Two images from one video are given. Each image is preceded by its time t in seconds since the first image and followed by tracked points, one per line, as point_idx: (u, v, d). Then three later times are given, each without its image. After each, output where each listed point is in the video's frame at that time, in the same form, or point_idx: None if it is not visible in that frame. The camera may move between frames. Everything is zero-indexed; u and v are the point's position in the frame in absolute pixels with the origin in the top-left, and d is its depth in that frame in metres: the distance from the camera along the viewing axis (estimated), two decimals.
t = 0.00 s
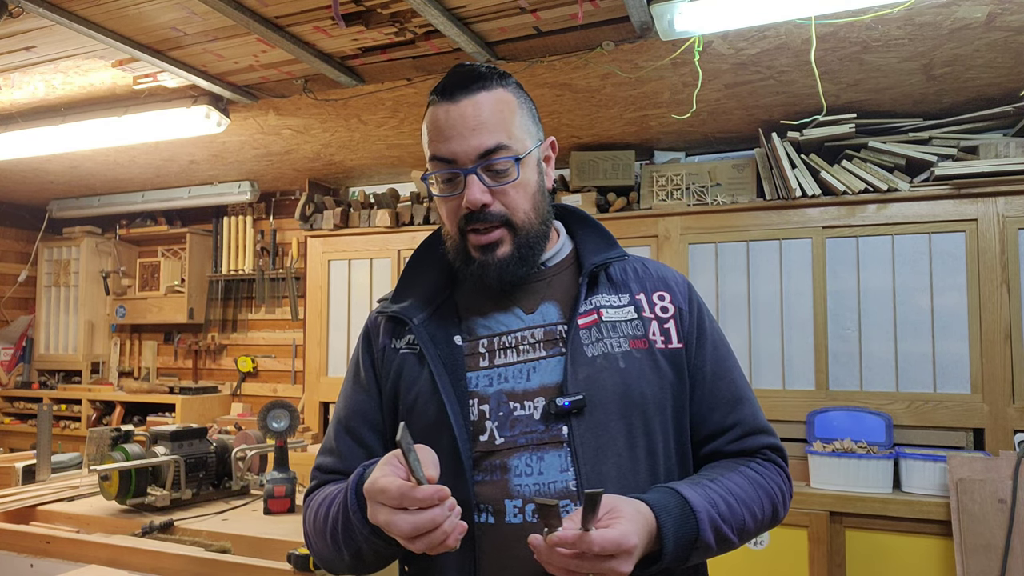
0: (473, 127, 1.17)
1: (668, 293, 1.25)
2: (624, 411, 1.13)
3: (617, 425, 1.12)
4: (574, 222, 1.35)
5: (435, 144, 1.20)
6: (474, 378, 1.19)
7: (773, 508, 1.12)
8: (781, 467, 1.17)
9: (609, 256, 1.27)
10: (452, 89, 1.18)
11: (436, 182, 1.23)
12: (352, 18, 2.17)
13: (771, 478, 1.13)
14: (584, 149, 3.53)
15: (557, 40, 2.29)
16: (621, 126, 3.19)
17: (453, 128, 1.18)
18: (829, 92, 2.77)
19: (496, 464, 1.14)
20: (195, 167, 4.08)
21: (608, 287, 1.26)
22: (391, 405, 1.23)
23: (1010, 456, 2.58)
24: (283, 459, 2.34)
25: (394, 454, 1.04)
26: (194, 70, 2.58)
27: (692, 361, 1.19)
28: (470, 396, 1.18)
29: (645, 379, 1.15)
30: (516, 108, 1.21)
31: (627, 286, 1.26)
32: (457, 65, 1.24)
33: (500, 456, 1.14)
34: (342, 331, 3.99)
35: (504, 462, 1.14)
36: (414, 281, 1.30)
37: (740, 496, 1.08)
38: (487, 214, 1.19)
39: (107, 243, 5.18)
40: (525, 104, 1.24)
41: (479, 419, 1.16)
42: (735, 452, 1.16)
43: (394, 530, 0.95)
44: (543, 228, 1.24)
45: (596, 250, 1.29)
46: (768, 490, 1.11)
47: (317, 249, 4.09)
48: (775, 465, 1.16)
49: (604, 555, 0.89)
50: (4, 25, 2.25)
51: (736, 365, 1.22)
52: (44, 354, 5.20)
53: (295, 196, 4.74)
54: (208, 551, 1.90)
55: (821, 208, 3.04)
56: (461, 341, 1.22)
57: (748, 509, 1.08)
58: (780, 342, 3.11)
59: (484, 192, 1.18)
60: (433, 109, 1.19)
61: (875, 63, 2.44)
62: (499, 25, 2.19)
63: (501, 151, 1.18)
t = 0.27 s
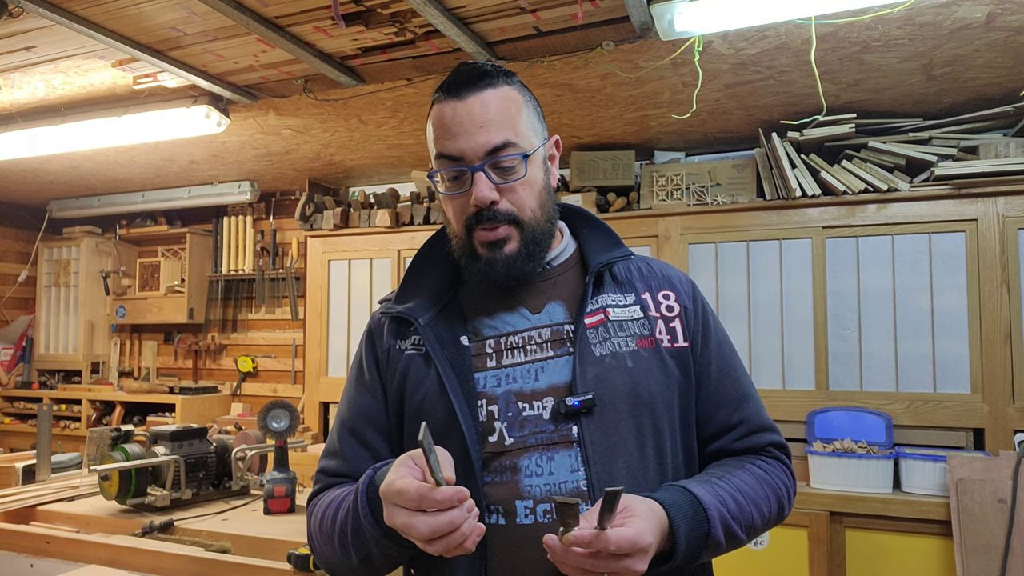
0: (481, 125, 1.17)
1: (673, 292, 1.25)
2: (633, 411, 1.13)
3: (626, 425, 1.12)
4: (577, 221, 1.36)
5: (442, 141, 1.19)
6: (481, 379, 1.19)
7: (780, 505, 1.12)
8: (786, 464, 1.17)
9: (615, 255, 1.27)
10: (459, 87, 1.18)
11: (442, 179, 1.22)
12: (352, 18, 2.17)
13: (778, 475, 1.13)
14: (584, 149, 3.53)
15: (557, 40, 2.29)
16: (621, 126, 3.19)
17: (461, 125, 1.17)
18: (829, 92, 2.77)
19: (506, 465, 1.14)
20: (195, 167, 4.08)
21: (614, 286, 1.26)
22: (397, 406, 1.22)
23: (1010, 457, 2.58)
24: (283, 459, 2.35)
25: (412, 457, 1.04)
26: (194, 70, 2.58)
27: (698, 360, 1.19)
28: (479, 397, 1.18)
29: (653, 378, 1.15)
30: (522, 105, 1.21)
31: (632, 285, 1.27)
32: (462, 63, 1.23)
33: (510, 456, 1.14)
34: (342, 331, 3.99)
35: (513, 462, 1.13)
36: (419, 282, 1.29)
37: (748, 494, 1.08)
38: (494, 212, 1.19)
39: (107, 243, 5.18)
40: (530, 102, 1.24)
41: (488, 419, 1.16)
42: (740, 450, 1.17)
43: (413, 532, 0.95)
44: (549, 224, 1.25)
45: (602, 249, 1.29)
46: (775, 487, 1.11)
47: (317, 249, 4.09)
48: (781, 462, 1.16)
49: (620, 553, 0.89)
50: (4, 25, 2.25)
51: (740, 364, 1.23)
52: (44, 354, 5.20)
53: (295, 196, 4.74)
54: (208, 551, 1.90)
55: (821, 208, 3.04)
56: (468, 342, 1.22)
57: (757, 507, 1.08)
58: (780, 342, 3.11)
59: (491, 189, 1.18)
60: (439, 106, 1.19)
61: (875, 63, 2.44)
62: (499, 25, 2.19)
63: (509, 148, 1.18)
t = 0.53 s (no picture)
0: (487, 121, 1.17)
1: (676, 292, 1.25)
2: (638, 411, 1.13)
3: (632, 424, 1.12)
4: (581, 222, 1.36)
5: (448, 137, 1.20)
6: (486, 379, 1.19)
7: (785, 505, 1.12)
8: (789, 463, 1.18)
9: (619, 255, 1.27)
10: (465, 85, 1.19)
11: (448, 177, 1.23)
12: (352, 18, 2.17)
13: (782, 474, 1.14)
14: (584, 149, 3.53)
15: (557, 40, 2.29)
16: (621, 126, 3.19)
17: (467, 122, 1.18)
18: (829, 92, 2.77)
19: (512, 465, 1.13)
20: (195, 167, 4.08)
21: (618, 286, 1.26)
22: (401, 406, 1.22)
23: (1010, 457, 2.58)
24: (283, 459, 2.35)
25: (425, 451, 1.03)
26: (194, 70, 2.58)
27: (701, 360, 1.19)
28: (484, 397, 1.17)
29: (657, 378, 1.15)
30: (527, 104, 1.22)
31: (636, 285, 1.27)
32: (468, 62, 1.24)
33: (515, 456, 1.14)
34: (342, 331, 3.99)
35: (519, 462, 1.13)
36: (423, 282, 1.29)
37: (753, 493, 1.08)
38: (500, 209, 1.19)
39: (107, 243, 5.18)
40: (535, 101, 1.25)
41: (493, 419, 1.16)
42: (744, 449, 1.17)
43: (425, 527, 0.95)
44: (554, 225, 1.25)
45: (606, 249, 1.29)
46: (779, 486, 1.12)
47: (317, 249, 4.09)
48: (784, 461, 1.16)
49: (629, 551, 0.90)
50: (4, 25, 2.25)
51: (743, 364, 1.23)
52: (44, 354, 5.20)
53: (295, 196, 4.74)
54: (208, 551, 1.90)
55: (821, 208, 3.04)
56: (473, 342, 1.22)
57: (761, 506, 1.08)
58: (780, 342, 3.11)
59: (497, 186, 1.18)
60: (445, 104, 1.20)
61: (876, 63, 2.44)
62: (499, 25, 2.19)
63: (515, 145, 1.18)
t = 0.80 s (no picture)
0: (492, 114, 1.18)
1: (678, 292, 1.25)
2: (640, 411, 1.13)
3: (634, 425, 1.12)
4: (583, 222, 1.36)
5: (452, 130, 1.20)
6: (488, 379, 1.18)
7: (786, 504, 1.13)
8: (791, 463, 1.18)
9: (620, 255, 1.27)
10: (471, 79, 1.20)
11: (452, 170, 1.23)
12: (352, 18, 2.17)
13: (783, 474, 1.14)
14: (584, 149, 3.53)
15: (557, 40, 2.29)
16: (621, 126, 3.19)
17: (472, 115, 1.19)
18: (829, 92, 2.77)
19: (514, 465, 1.13)
20: (195, 167, 4.08)
21: (620, 286, 1.26)
22: (403, 407, 1.22)
23: (1010, 457, 2.58)
24: (283, 459, 2.35)
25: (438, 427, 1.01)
26: (194, 70, 2.58)
27: (704, 361, 1.19)
28: (486, 397, 1.17)
29: (660, 379, 1.15)
30: (532, 100, 1.23)
31: (638, 285, 1.27)
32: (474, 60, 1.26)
33: (517, 456, 1.13)
34: (342, 331, 3.99)
35: (521, 463, 1.13)
36: (425, 281, 1.29)
37: (755, 492, 1.08)
38: (503, 201, 1.19)
39: (107, 243, 5.18)
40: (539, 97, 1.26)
41: (496, 420, 1.16)
42: (746, 449, 1.17)
43: (445, 493, 0.92)
44: (557, 219, 1.25)
45: (608, 249, 1.29)
46: (781, 486, 1.12)
47: (317, 249, 4.09)
48: (785, 461, 1.17)
49: (628, 551, 0.89)
50: (4, 25, 2.25)
51: (745, 364, 1.23)
52: (44, 354, 5.20)
53: (295, 196, 4.74)
54: (208, 551, 1.90)
55: (821, 208, 3.04)
56: (474, 341, 1.22)
57: (763, 505, 1.08)
58: (780, 342, 3.11)
59: (501, 178, 1.18)
60: (451, 98, 1.21)
61: (875, 63, 2.44)
62: (499, 25, 2.19)
63: (519, 137, 1.19)
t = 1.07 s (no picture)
0: (495, 112, 1.19)
1: (679, 292, 1.25)
2: (638, 411, 1.13)
3: (632, 424, 1.12)
4: (584, 222, 1.36)
5: (455, 128, 1.21)
6: (487, 378, 1.19)
7: (787, 504, 1.12)
8: (792, 463, 1.18)
9: (620, 255, 1.27)
10: (475, 77, 1.21)
11: (454, 168, 1.23)
12: (352, 18, 2.17)
13: (784, 473, 1.14)
14: (584, 149, 3.53)
15: (557, 40, 2.29)
16: (621, 126, 3.19)
17: (474, 114, 1.19)
18: (829, 92, 2.77)
19: (512, 464, 1.13)
20: (195, 167, 4.08)
21: (621, 286, 1.26)
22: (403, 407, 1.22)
23: (1010, 457, 2.58)
24: (283, 459, 2.35)
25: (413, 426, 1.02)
26: (194, 70, 2.58)
27: (704, 360, 1.19)
28: (484, 397, 1.18)
29: (658, 379, 1.15)
30: (535, 99, 1.24)
31: (638, 285, 1.27)
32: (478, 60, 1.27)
33: (515, 456, 1.14)
34: (342, 331, 3.99)
35: (518, 462, 1.13)
36: (425, 281, 1.29)
37: (754, 491, 1.08)
38: (505, 199, 1.19)
39: (107, 243, 5.18)
40: (543, 97, 1.27)
41: (494, 419, 1.16)
42: (747, 449, 1.17)
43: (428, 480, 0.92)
44: (558, 218, 1.25)
45: (608, 249, 1.29)
46: (781, 485, 1.12)
47: (317, 249, 4.09)
48: (785, 461, 1.17)
49: (622, 534, 0.88)
50: (4, 25, 2.25)
51: (746, 365, 1.23)
52: (44, 354, 5.20)
53: (295, 196, 4.74)
54: (208, 551, 1.90)
55: (821, 208, 3.04)
56: (473, 341, 1.22)
57: (763, 504, 1.08)
58: (780, 342, 3.11)
59: (504, 176, 1.18)
60: (455, 96, 1.21)
61: (875, 63, 2.44)
62: (499, 25, 2.19)
63: (521, 135, 1.20)
